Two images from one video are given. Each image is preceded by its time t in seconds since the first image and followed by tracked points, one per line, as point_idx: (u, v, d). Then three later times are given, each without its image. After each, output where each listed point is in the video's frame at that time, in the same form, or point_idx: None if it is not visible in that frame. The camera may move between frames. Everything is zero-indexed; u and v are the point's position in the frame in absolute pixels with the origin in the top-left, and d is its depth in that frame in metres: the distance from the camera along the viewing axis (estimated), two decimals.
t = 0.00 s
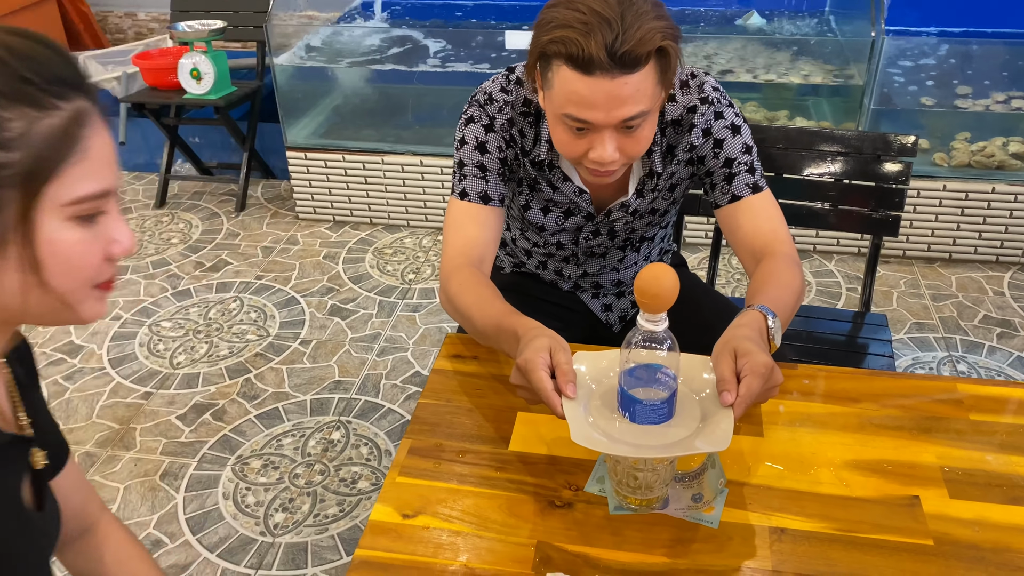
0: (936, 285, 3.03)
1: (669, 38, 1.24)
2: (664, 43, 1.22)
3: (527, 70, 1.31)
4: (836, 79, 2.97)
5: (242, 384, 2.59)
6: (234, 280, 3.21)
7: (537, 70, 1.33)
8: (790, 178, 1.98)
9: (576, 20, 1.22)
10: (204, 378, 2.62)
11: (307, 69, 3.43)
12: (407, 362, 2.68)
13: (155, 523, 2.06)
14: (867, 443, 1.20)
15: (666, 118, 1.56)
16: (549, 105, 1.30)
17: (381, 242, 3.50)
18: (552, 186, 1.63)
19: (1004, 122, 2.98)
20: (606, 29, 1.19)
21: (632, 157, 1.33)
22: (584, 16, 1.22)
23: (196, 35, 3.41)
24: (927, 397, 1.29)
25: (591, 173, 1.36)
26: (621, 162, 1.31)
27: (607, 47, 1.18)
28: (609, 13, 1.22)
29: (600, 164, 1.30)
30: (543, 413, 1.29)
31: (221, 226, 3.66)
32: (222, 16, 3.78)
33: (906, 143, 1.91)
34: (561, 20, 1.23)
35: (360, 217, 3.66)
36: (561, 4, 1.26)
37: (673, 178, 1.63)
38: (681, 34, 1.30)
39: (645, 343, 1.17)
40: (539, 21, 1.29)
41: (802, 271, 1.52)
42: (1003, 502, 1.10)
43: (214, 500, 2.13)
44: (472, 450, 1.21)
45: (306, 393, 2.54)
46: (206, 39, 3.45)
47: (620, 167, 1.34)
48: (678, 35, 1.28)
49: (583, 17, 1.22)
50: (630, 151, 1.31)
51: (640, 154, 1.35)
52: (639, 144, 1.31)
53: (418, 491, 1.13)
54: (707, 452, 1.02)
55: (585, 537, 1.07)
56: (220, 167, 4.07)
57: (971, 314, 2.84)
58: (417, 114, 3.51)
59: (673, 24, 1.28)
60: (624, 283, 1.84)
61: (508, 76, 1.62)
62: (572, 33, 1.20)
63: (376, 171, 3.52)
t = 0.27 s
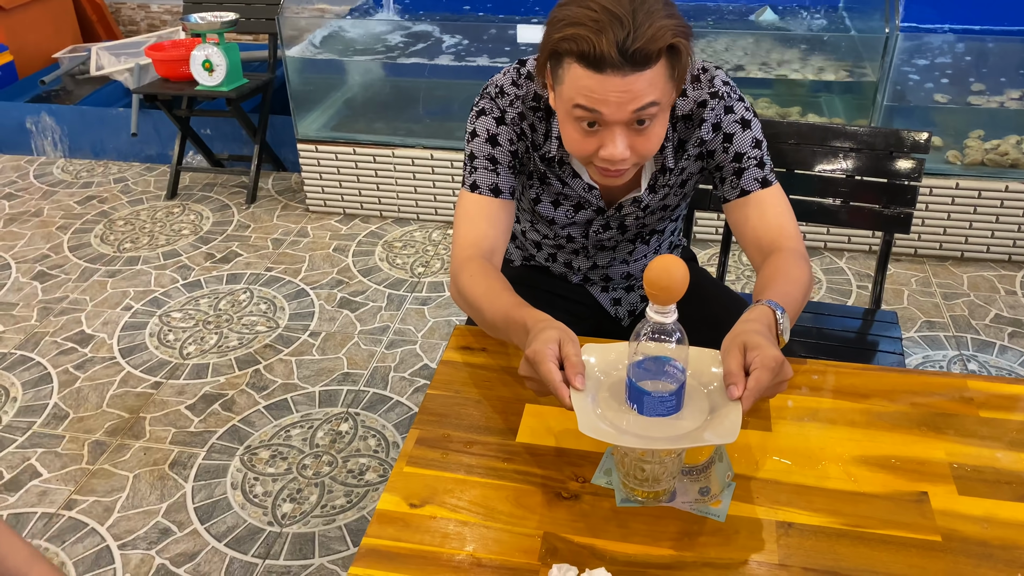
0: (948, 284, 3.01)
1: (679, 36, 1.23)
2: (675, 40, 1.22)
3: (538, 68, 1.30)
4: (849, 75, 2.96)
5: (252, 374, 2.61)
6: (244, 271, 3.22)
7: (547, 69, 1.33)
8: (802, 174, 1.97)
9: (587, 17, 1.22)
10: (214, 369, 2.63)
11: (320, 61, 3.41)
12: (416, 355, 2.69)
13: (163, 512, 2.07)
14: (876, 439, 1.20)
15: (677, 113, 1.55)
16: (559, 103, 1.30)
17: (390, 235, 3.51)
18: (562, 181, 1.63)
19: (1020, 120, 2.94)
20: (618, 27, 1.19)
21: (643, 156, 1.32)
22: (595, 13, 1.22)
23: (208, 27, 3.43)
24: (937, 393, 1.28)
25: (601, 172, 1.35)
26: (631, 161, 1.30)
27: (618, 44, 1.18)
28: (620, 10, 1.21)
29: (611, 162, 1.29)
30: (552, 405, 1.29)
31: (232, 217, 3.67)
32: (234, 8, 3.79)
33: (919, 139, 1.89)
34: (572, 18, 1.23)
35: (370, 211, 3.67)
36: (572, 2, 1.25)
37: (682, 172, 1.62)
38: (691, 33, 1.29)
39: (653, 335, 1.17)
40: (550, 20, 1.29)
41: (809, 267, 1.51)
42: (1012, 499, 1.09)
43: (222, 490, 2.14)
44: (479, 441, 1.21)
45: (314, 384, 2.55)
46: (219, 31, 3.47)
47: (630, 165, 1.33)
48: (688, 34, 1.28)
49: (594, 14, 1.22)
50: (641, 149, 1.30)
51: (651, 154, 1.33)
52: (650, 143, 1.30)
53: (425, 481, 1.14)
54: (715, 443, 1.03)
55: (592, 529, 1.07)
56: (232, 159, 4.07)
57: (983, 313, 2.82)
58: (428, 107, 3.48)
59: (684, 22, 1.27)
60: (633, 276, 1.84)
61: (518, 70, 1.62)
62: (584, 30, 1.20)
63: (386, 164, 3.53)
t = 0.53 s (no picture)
0: (957, 283, 2.99)
1: (684, 49, 1.22)
2: (679, 53, 1.21)
3: (544, 81, 1.30)
4: (860, 73, 2.93)
5: (259, 367, 2.62)
6: (253, 265, 3.23)
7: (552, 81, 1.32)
8: (811, 171, 1.96)
9: (591, 30, 1.21)
10: (222, 361, 2.65)
11: (329, 55, 3.42)
12: (423, 350, 2.69)
13: (171, 503, 2.09)
14: (882, 436, 1.19)
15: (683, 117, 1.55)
16: (564, 115, 1.29)
17: (398, 230, 3.51)
18: (567, 185, 1.63)
19: None
20: (622, 40, 1.18)
21: (649, 168, 1.31)
22: (600, 27, 1.21)
23: (218, 21, 3.45)
24: (945, 391, 1.27)
25: (607, 184, 1.34)
26: (637, 172, 1.29)
27: (622, 57, 1.18)
28: (625, 23, 1.21)
29: (616, 174, 1.28)
30: (558, 398, 1.29)
31: (241, 211, 3.69)
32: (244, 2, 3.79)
33: (929, 137, 1.89)
34: (576, 31, 1.23)
35: (378, 206, 3.67)
36: (576, 15, 1.25)
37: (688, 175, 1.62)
38: (696, 43, 1.29)
39: (660, 329, 1.16)
40: (555, 32, 1.28)
41: (813, 271, 1.51)
42: (1019, 497, 1.09)
43: (229, 482, 2.15)
44: (485, 434, 1.21)
45: (321, 378, 2.56)
46: (229, 25, 3.49)
47: (637, 177, 1.32)
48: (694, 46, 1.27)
49: (598, 28, 1.21)
50: (646, 161, 1.29)
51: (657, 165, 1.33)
52: (655, 154, 1.29)
53: (431, 473, 1.14)
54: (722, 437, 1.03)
55: (596, 523, 1.07)
56: (241, 153, 4.09)
57: (991, 312, 2.81)
58: (437, 102, 3.50)
59: (689, 34, 1.27)
60: (640, 272, 1.83)
61: (525, 72, 1.60)
62: (588, 43, 1.20)
63: (395, 159, 3.53)
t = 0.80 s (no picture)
0: (964, 282, 2.98)
1: (689, 43, 1.22)
2: (685, 48, 1.20)
3: (548, 76, 1.29)
4: (868, 71, 2.92)
5: (265, 362, 2.63)
6: (259, 260, 3.24)
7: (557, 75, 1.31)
8: (818, 169, 1.95)
9: (596, 25, 1.21)
10: (227, 356, 2.66)
11: (333, 51, 3.42)
12: (428, 346, 2.70)
13: (176, 497, 2.10)
14: (887, 434, 1.19)
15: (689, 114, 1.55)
16: (569, 109, 1.29)
17: (403, 226, 3.51)
18: (573, 182, 1.63)
19: None
20: (627, 35, 1.17)
21: (654, 163, 1.31)
22: (605, 21, 1.20)
23: (225, 17, 3.45)
24: (951, 389, 1.27)
25: (612, 178, 1.35)
26: (642, 167, 1.29)
27: (627, 52, 1.17)
28: (629, 17, 1.20)
29: (621, 168, 1.29)
30: (562, 395, 1.29)
31: (247, 207, 3.69)
32: None
33: (936, 135, 1.89)
34: (581, 26, 1.22)
35: (383, 202, 3.68)
36: (581, 9, 1.24)
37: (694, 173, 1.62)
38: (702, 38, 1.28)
39: (665, 327, 1.17)
40: (559, 26, 1.27)
41: (820, 269, 1.50)
42: None
43: (234, 476, 2.16)
44: (489, 430, 1.21)
45: (326, 373, 2.57)
46: (236, 21, 3.49)
47: (641, 171, 1.32)
48: (698, 39, 1.26)
49: (603, 23, 1.20)
50: (651, 156, 1.29)
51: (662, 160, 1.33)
52: (660, 149, 1.29)
53: (435, 469, 1.14)
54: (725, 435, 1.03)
55: (600, 519, 1.07)
56: (247, 149, 4.10)
57: (999, 312, 2.80)
58: (443, 99, 3.46)
59: (694, 28, 1.26)
60: (645, 269, 1.83)
61: (532, 69, 1.61)
62: (593, 38, 1.19)
63: (401, 155, 3.54)
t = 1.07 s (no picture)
0: (968, 281, 2.97)
1: (693, 32, 1.22)
2: (688, 36, 1.20)
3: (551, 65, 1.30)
4: (873, 68, 2.91)
5: (268, 359, 2.63)
6: (262, 257, 3.24)
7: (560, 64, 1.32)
8: (822, 167, 1.95)
9: (599, 13, 1.21)
10: (230, 353, 2.66)
11: (337, 47, 3.42)
12: (431, 343, 2.70)
13: (178, 493, 2.10)
14: (890, 432, 1.19)
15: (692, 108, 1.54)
16: (572, 98, 1.29)
17: (407, 223, 3.51)
18: (576, 175, 1.63)
19: None
20: (630, 22, 1.18)
21: (656, 153, 1.30)
22: (608, 9, 1.21)
23: (229, 14, 3.45)
24: (954, 388, 1.27)
25: (614, 168, 1.34)
26: (645, 157, 1.29)
27: (630, 39, 1.17)
28: (633, 6, 1.21)
29: (623, 159, 1.28)
30: (564, 392, 1.29)
31: (251, 203, 3.70)
32: None
33: (941, 133, 1.87)
34: (584, 13, 1.23)
35: (387, 199, 3.68)
36: None
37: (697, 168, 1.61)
38: (705, 27, 1.28)
39: (667, 324, 1.15)
40: (563, 15, 1.28)
41: (823, 265, 1.49)
42: None
43: (236, 472, 2.16)
44: (491, 426, 1.21)
45: (329, 370, 2.57)
46: (240, 17, 3.49)
47: (644, 162, 1.31)
48: (702, 30, 1.27)
49: (606, 10, 1.21)
50: (654, 146, 1.28)
51: (665, 151, 1.32)
52: (663, 140, 1.28)
53: (436, 465, 1.14)
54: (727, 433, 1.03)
55: (602, 516, 1.07)
56: (251, 145, 4.10)
57: (1003, 311, 2.79)
58: (447, 96, 3.46)
59: (698, 18, 1.26)
60: (649, 266, 1.83)
61: (535, 64, 1.60)
62: (596, 25, 1.19)
63: (404, 152, 3.53)
